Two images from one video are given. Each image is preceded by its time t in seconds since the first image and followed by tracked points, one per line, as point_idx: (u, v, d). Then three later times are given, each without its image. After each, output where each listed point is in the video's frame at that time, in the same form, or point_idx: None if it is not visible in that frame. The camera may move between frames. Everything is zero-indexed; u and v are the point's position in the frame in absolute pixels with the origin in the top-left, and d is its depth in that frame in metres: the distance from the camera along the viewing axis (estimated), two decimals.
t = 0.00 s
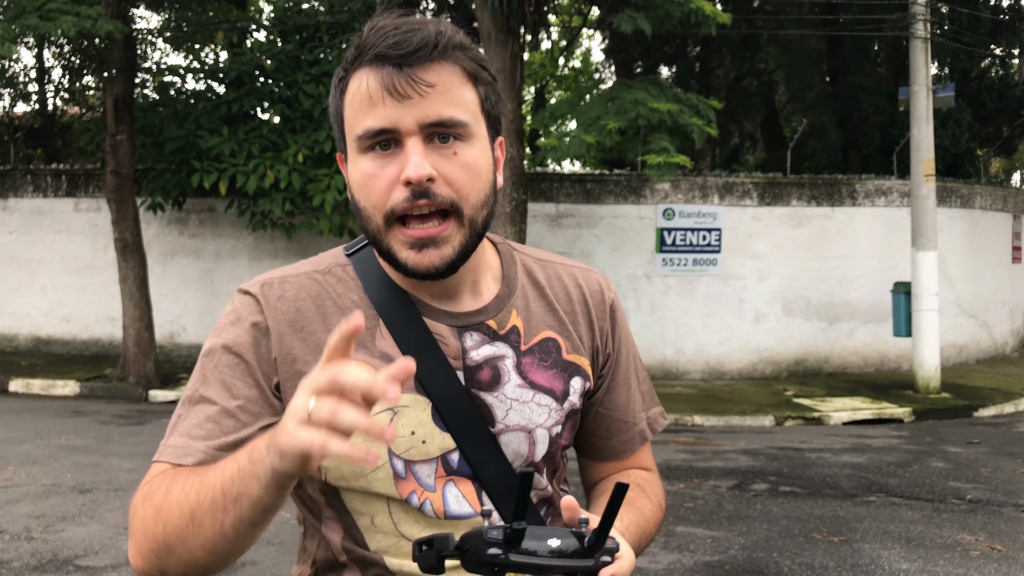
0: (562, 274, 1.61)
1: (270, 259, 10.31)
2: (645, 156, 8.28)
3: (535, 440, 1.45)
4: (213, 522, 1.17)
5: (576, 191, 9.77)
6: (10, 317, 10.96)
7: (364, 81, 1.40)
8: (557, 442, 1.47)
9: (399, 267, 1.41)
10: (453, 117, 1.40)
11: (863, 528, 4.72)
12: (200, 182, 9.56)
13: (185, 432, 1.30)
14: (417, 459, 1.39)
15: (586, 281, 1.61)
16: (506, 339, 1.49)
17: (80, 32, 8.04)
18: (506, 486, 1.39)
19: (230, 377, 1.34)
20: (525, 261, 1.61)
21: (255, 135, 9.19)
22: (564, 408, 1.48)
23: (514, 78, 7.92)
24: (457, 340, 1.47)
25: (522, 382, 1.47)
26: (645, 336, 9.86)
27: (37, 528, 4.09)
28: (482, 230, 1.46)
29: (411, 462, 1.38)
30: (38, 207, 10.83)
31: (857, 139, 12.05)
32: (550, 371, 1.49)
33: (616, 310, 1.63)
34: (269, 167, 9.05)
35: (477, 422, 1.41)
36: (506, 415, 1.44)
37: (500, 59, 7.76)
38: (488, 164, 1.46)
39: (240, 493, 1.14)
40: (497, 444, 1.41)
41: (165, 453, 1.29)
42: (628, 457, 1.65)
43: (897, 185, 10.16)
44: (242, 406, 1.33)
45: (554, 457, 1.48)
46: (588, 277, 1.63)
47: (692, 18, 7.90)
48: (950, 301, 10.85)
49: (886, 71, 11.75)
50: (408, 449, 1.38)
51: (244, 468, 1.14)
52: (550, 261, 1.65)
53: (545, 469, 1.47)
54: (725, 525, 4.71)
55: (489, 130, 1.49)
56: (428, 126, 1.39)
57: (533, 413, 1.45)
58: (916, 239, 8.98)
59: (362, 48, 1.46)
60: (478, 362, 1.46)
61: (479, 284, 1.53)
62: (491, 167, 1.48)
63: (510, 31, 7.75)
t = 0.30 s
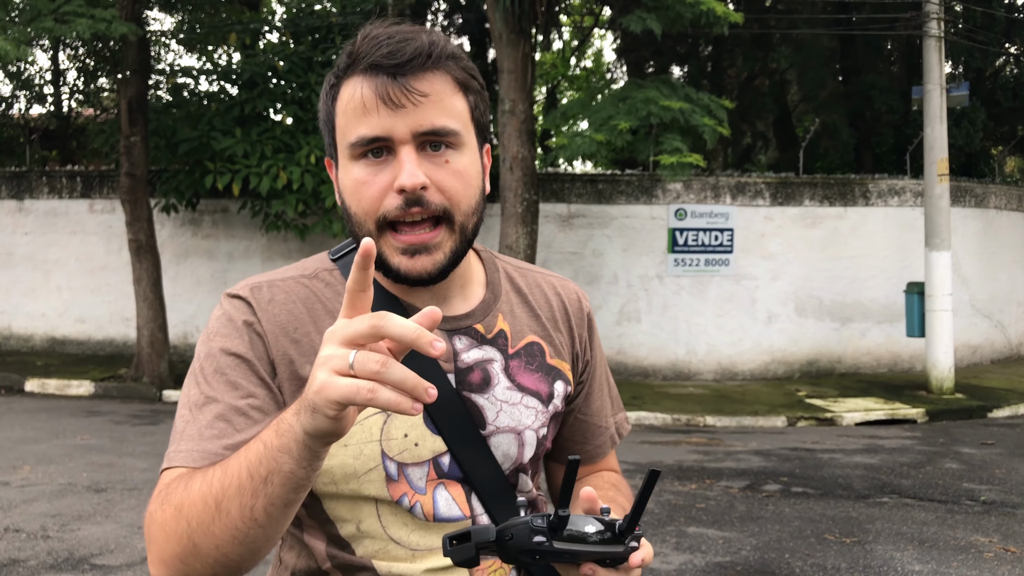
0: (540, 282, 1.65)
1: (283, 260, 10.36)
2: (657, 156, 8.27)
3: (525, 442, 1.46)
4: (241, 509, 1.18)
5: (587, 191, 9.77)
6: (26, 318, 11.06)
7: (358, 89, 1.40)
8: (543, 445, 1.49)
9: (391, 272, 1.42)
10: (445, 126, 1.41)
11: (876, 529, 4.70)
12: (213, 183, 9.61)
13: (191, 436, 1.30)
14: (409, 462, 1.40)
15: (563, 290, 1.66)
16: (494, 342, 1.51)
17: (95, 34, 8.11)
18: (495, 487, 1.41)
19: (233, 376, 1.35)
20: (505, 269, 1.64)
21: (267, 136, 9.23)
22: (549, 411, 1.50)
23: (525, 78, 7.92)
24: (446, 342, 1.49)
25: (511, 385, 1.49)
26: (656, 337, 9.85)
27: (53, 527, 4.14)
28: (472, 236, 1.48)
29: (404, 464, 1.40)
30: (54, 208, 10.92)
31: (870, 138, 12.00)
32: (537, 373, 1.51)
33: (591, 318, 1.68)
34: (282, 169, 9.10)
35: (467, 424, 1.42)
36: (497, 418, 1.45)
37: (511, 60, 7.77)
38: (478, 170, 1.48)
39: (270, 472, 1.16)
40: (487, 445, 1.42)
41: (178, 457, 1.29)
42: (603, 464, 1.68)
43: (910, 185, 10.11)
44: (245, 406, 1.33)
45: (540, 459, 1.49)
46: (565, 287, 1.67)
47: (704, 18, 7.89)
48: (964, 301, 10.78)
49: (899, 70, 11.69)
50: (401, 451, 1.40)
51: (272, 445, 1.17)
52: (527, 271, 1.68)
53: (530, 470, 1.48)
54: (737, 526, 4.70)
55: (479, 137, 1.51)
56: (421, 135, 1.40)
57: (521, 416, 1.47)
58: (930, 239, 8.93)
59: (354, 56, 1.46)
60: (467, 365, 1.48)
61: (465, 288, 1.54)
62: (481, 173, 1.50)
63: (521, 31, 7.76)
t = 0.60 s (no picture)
0: (536, 282, 1.63)
1: (293, 261, 10.39)
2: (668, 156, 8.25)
3: (522, 440, 1.47)
4: (249, 539, 1.20)
5: (597, 191, 9.76)
6: (38, 318, 11.13)
7: (422, 149, 1.30)
8: (541, 442, 1.49)
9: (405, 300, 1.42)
10: (495, 195, 1.37)
11: (886, 531, 4.68)
12: (223, 183, 9.65)
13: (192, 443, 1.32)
14: (407, 461, 1.41)
15: (558, 289, 1.64)
16: (490, 341, 1.51)
17: (106, 36, 8.14)
18: (494, 486, 1.41)
19: (228, 382, 1.35)
20: (500, 268, 1.62)
21: (277, 137, 9.26)
22: (547, 408, 1.51)
23: (534, 79, 7.91)
24: (442, 342, 1.48)
25: (507, 383, 1.49)
26: (666, 337, 9.84)
27: (65, 526, 4.16)
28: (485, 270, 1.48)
29: (401, 463, 1.40)
30: (65, 209, 10.98)
31: (881, 137, 11.95)
32: (533, 372, 1.52)
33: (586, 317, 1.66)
34: (292, 170, 9.13)
35: (465, 425, 1.41)
36: (494, 416, 1.46)
37: (521, 60, 7.75)
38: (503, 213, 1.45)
39: (279, 508, 1.17)
40: (485, 444, 1.43)
41: (179, 465, 1.31)
42: (603, 467, 1.66)
43: (921, 184, 10.06)
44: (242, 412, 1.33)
45: (538, 457, 1.50)
46: (561, 287, 1.65)
47: (714, 18, 7.86)
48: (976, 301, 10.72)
49: (910, 69, 11.63)
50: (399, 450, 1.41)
51: (283, 481, 1.17)
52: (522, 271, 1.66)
53: (530, 468, 1.48)
54: (746, 527, 4.68)
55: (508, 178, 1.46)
56: (474, 205, 1.34)
57: (518, 414, 1.48)
58: (941, 239, 8.88)
59: (420, 96, 1.34)
60: (463, 364, 1.48)
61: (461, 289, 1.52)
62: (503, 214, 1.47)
63: (530, 31, 7.75)
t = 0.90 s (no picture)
0: (554, 283, 1.61)
1: (298, 260, 10.39)
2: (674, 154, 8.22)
3: (528, 442, 1.46)
4: (272, 535, 1.23)
5: (603, 190, 9.75)
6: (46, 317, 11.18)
7: (445, 159, 1.30)
8: (549, 446, 1.48)
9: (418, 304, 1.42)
10: (516, 208, 1.36)
11: (893, 530, 4.66)
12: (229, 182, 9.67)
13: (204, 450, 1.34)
14: (410, 458, 1.40)
15: (576, 291, 1.62)
16: (499, 341, 1.50)
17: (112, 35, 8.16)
18: (499, 489, 1.40)
19: (238, 384, 1.35)
20: (517, 268, 1.61)
21: (283, 137, 9.28)
22: (555, 412, 1.49)
23: (540, 77, 7.89)
24: (450, 341, 1.48)
25: (514, 385, 1.48)
26: (672, 336, 9.82)
27: (71, 524, 4.18)
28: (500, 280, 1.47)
29: (404, 460, 1.40)
30: (73, 208, 11.02)
31: (887, 135, 11.92)
32: (542, 374, 1.50)
33: (605, 320, 1.64)
34: (298, 169, 9.14)
35: (471, 426, 1.41)
36: (500, 417, 1.45)
37: (527, 58, 7.73)
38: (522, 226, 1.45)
39: (297, 503, 1.20)
40: (490, 446, 1.42)
41: (194, 468, 1.34)
42: (619, 473, 1.65)
43: (929, 182, 10.03)
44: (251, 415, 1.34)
45: (546, 460, 1.48)
46: (580, 289, 1.63)
47: (720, 16, 7.84)
48: (983, 300, 10.67)
49: (918, 67, 11.58)
50: (401, 447, 1.40)
51: (297, 480, 1.20)
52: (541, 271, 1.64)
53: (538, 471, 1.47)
54: (753, 526, 4.67)
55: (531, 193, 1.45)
56: (494, 217, 1.34)
57: (525, 415, 1.46)
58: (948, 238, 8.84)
59: (447, 108, 1.34)
60: (470, 363, 1.47)
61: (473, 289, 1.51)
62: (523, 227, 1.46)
63: (537, 30, 7.73)
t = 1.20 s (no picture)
0: (566, 287, 1.61)
1: (302, 259, 10.40)
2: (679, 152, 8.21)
3: (525, 441, 1.44)
4: (288, 536, 1.25)
5: (606, 188, 9.75)
6: (51, 316, 11.20)
7: (443, 156, 1.30)
8: (547, 447, 1.46)
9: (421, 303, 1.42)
10: (516, 205, 1.36)
11: (898, 528, 4.65)
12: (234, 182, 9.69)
13: (210, 437, 1.36)
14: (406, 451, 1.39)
15: (588, 296, 1.61)
16: (500, 340, 1.50)
17: (116, 34, 8.18)
18: (494, 487, 1.39)
19: (246, 377, 1.36)
20: (527, 270, 1.61)
21: (287, 135, 9.30)
22: (555, 412, 1.48)
23: (544, 76, 7.87)
24: (450, 337, 1.48)
25: (514, 382, 1.47)
26: (676, 334, 9.81)
27: (76, 522, 4.19)
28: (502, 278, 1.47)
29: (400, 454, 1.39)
30: (77, 207, 11.04)
31: (892, 133, 11.90)
32: (544, 374, 1.49)
33: (617, 325, 1.63)
34: (302, 167, 9.15)
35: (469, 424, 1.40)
36: (497, 414, 1.45)
37: (530, 57, 7.72)
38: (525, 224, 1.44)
39: (317, 510, 1.22)
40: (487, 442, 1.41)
41: (199, 457, 1.35)
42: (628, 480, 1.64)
43: (933, 180, 10.01)
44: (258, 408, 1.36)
45: (545, 461, 1.47)
46: (591, 293, 1.62)
47: (724, 14, 7.82)
48: (988, 298, 10.64)
49: (923, 64, 11.56)
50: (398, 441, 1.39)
51: (321, 490, 1.22)
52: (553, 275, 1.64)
53: (535, 471, 1.45)
54: (757, 524, 4.67)
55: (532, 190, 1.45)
56: (493, 214, 1.33)
57: (523, 414, 1.45)
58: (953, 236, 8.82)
59: (445, 105, 1.34)
60: (470, 359, 1.47)
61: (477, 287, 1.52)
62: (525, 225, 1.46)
63: (540, 28, 7.72)
